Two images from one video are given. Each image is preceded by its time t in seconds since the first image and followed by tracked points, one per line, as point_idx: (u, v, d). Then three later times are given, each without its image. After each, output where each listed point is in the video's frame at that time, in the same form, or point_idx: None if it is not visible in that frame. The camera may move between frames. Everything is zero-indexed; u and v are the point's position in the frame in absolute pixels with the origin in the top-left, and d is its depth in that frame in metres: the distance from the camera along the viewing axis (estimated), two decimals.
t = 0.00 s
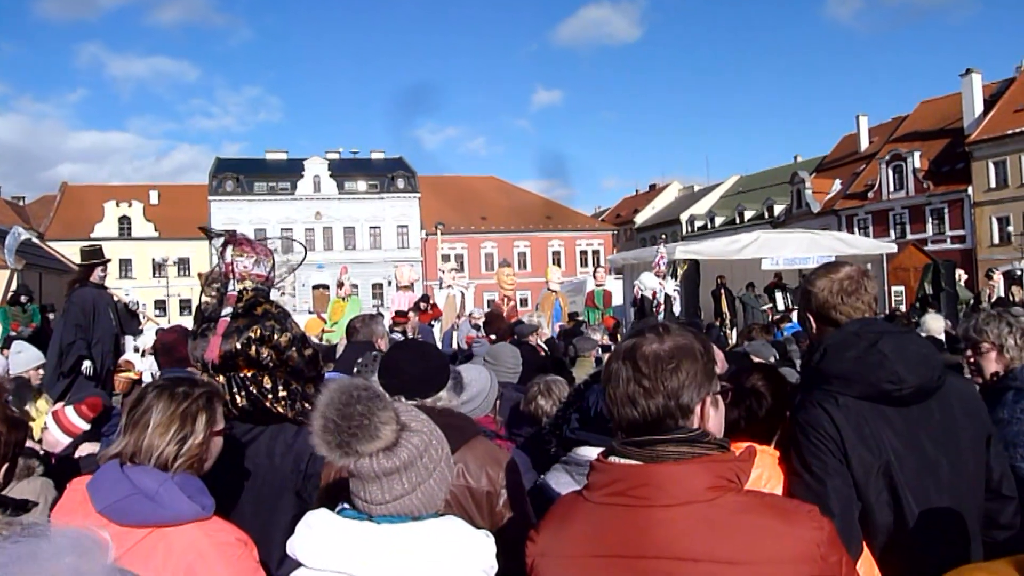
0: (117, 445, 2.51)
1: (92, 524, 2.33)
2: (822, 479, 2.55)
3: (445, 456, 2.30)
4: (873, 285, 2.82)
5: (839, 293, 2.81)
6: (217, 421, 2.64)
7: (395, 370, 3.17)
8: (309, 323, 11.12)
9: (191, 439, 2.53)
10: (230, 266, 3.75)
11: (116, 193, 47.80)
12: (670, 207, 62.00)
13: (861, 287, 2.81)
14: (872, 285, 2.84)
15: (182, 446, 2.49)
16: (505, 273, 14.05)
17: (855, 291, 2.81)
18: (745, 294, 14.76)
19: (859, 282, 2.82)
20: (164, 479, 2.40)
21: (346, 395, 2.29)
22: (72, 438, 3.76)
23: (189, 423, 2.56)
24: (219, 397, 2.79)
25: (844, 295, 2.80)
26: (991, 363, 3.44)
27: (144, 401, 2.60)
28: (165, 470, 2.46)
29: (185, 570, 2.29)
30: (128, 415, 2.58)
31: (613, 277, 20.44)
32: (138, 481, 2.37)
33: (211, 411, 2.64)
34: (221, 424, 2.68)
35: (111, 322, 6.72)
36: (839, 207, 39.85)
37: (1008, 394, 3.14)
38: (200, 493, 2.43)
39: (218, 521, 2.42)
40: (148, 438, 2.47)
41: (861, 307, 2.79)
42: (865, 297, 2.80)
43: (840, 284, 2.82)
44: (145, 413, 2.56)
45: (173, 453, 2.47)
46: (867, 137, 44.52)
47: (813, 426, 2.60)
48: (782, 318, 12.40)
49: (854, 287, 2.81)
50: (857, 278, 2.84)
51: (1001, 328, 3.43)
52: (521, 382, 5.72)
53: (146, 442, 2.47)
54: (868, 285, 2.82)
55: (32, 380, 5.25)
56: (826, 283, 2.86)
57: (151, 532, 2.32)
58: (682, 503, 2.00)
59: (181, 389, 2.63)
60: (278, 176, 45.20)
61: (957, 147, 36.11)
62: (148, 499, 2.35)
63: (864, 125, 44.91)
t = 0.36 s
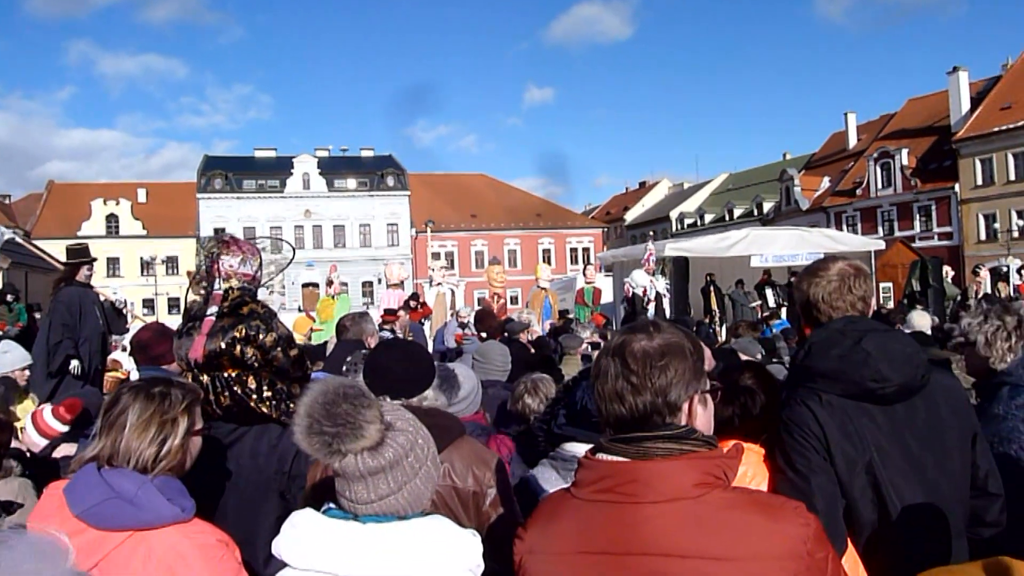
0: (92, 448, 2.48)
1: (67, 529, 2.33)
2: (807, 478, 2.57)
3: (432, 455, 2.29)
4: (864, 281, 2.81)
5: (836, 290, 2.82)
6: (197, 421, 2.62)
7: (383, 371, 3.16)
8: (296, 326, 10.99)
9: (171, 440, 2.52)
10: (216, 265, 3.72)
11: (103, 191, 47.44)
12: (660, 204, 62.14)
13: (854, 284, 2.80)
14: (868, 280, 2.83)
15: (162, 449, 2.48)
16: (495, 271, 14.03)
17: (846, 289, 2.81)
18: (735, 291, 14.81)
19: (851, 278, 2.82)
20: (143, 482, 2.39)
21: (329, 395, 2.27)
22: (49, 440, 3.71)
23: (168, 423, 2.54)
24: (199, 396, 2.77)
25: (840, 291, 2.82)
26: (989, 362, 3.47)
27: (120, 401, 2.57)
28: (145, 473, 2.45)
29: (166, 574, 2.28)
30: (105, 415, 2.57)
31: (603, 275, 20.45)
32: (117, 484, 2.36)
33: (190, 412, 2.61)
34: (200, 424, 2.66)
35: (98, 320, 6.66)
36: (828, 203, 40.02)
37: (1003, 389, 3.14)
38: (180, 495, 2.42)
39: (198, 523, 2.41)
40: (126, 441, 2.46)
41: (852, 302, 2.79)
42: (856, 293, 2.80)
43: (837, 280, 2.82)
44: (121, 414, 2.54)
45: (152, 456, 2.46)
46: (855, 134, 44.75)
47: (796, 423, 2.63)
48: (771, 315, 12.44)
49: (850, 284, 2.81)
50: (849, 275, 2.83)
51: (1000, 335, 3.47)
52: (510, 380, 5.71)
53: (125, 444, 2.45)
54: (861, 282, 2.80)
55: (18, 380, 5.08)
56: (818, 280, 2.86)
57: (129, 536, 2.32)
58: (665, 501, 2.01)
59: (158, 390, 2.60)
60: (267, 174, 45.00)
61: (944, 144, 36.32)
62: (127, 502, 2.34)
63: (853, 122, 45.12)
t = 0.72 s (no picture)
0: (73, 449, 2.45)
1: (48, 531, 2.30)
2: (786, 473, 2.60)
3: (416, 455, 2.28)
4: (846, 278, 2.84)
5: (818, 283, 2.84)
6: (178, 420, 2.60)
7: (368, 370, 3.15)
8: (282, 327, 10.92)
9: (151, 441, 2.49)
10: (202, 263, 3.69)
11: (88, 189, 47.04)
12: (648, 203, 62.29)
13: (836, 279, 2.82)
14: (852, 276, 2.86)
15: (142, 449, 2.45)
16: (483, 270, 14.01)
17: (830, 284, 2.83)
18: (723, 290, 14.84)
19: (833, 277, 2.83)
20: (125, 483, 2.37)
21: (311, 394, 2.27)
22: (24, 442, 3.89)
23: (149, 423, 2.52)
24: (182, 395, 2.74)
25: (825, 284, 2.84)
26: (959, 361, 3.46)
27: (100, 401, 2.54)
28: (126, 473, 2.42)
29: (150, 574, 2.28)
30: (86, 416, 2.53)
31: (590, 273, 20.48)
32: (98, 486, 2.34)
33: (172, 411, 2.59)
34: (182, 424, 2.63)
35: (82, 319, 6.60)
36: (815, 202, 40.20)
37: (979, 390, 3.29)
38: (163, 496, 2.40)
39: (181, 524, 2.40)
40: (107, 441, 2.43)
41: (837, 297, 2.82)
42: (839, 290, 2.82)
43: (825, 275, 2.84)
44: (101, 414, 2.50)
45: (133, 456, 2.43)
46: (842, 133, 45.01)
47: (776, 420, 2.66)
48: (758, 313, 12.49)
49: (837, 278, 2.83)
50: (834, 274, 2.84)
51: (968, 334, 3.46)
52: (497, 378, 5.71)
53: (105, 444, 2.43)
54: (842, 278, 2.83)
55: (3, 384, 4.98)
56: (805, 277, 2.88)
57: (110, 538, 2.30)
58: (648, 498, 2.01)
59: (139, 389, 2.57)
60: (255, 172, 44.81)
61: (929, 143, 36.59)
62: (109, 504, 2.32)
63: (839, 121, 45.39)
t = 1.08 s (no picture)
0: (60, 448, 2.43)
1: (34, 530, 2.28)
2: (766, 469, 2.61)
3: (402, 455, 2.27)
4: (833, 277, 2.84)
5: (807, 280, 2.85)
6: (168, 420, 2.58)
7: (354, 368, 3.15)
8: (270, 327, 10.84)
9: (140, 439, 2.47)
10: (189, 262, 3.67)
11: (73, 187, 46.65)
12: (636, 201, 62.42)
13: (826, 276, 2.83)
14: (841, 274, 2.86)
15: (130, 448, 2.43)
16: (472, 268, 13.98)
17: (820, 282, 2.83)
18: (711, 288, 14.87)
19: (819, 277, 2.84)
20: (112, 483, 2.35)
21: (296, 393, 2.25)
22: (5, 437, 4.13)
23: (138, 422, 2.49)
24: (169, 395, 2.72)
25: (813, 281, 2.84)
26: (942, 362, 3.47)
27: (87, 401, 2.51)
28: (113, 473, 2.40)
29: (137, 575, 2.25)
30: (72, 415, 2.50)
31: (580, 271, 20.50)
32: (85, 486, 2.32)
33: (159, 411, 2.56)
34: (171, 423, 2.60)
35: (66, 319, 6.53)
36: (803, 200, 40.37)
37: (960, 389, 3.35)
38: (151, 495, 2.38)
39: (169, 524, 2.38)
40: (94, 441, 2.41)
41: (827, 293, 2.82)
42: (828, 287, 2.83)
43: (816, 273, 2.84)
44: (88, 414, 2.48)
45: (120, 455, 2.41)
46: (829, 132, 45.24)
47: (759, 417, 2.67)
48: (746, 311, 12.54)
49: (826, 277, 2.84)
50: (823, 273, 2.84)
51: (953, 335, 3.45)
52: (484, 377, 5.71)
53: (93, 444, 2.40)
54: (831, 275, 2.84)
55: None
56: (794, 275, 2.89)
57: (97, 539, 2.28)
58: (635, 496, 2.02)
59: (126, 388, 2.54)
60: (242, 171, 44.60)
61: (916, 142, 36.83)
62: (96, 504, 2.30)
63: (826, 120, 45.62)
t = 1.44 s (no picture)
0: (50, 447, 2.39)
1: (24, 528, 2.26)
2: (754, 467, 2.62)
3: (390, 453, 2.26)
4: (821, 276, 2.85)
5: (794, 279, 2.85)
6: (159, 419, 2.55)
7: (342, 367, 3.13)
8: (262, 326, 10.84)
9: (132, 438, 2.44)
10: (175, 259, 3.64)
11: (59, 185, 46.30)
12: (626, 199, 62.50)
13: (813, 274, 2.84)
14: (828, 270, 2.87)
15: (123, 446, 2.40)
16: (462, 266, 13.94)
17: (807, 280, 2.84)
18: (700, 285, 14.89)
19: (808, 275, 2.85)
20: (103, 481, 2.32)
21: (284, 392, 2.23)
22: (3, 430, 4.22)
23: (129, 421, 2.46)
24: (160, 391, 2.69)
25: (801, 278, 2.85)
26: (922, 359, 3.52)
27: (77, 398, 2.48)
28: (105, 472, 2.36)
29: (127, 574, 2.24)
30: (62, 414, 2.47)
31: (569, 269, 20.53)
32: (76, 484, 2.29)
33: (151, 409, 2.53)
34: (162, 421, 2.58)
35: (51, 317, 6.47)
36: (791, 198, 40.51)
37: (940, 382, 3.38)
38: (143, 494, 2.36)
39: (160, 522, 2.36)
40: (85, 439, 2.38)
41: (814, 290, 2.83)
42: (815, 285, 2.84)
43: (804, 271, 2.85)
44: (80, 411, 2.45)
45: (113, 454, 2.38)
46: (817, 130, 45.43)
47: (747, 415, 2.68)
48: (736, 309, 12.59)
49: (814, 275, 2.84)
50: (811, 271, 2.85)
51: (934, 329, 3.49)
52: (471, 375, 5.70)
53: (84, 442, 2.37)
54: (817, 273, 2.85)
55: None
56: (782, 273, 2.89)
57: (89, 536, 2.26)
58: (625, 493, 2.01)
59: (118, 386, 2.51)
60: (231, 168, 44.40)
61: (903, 140, 37.03)
62: (88, 502, 2.27)
63: (815, 118, 45.81)
